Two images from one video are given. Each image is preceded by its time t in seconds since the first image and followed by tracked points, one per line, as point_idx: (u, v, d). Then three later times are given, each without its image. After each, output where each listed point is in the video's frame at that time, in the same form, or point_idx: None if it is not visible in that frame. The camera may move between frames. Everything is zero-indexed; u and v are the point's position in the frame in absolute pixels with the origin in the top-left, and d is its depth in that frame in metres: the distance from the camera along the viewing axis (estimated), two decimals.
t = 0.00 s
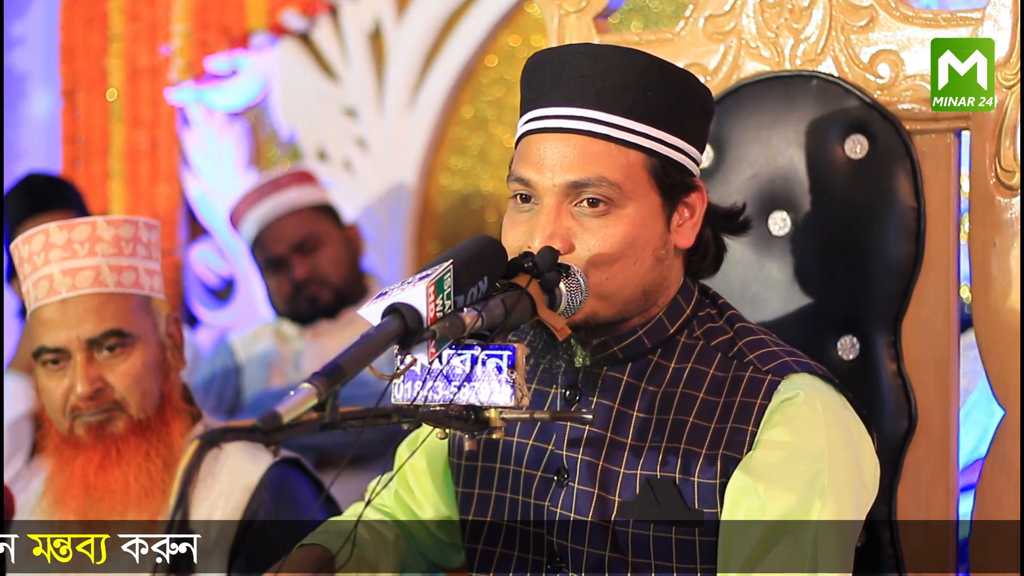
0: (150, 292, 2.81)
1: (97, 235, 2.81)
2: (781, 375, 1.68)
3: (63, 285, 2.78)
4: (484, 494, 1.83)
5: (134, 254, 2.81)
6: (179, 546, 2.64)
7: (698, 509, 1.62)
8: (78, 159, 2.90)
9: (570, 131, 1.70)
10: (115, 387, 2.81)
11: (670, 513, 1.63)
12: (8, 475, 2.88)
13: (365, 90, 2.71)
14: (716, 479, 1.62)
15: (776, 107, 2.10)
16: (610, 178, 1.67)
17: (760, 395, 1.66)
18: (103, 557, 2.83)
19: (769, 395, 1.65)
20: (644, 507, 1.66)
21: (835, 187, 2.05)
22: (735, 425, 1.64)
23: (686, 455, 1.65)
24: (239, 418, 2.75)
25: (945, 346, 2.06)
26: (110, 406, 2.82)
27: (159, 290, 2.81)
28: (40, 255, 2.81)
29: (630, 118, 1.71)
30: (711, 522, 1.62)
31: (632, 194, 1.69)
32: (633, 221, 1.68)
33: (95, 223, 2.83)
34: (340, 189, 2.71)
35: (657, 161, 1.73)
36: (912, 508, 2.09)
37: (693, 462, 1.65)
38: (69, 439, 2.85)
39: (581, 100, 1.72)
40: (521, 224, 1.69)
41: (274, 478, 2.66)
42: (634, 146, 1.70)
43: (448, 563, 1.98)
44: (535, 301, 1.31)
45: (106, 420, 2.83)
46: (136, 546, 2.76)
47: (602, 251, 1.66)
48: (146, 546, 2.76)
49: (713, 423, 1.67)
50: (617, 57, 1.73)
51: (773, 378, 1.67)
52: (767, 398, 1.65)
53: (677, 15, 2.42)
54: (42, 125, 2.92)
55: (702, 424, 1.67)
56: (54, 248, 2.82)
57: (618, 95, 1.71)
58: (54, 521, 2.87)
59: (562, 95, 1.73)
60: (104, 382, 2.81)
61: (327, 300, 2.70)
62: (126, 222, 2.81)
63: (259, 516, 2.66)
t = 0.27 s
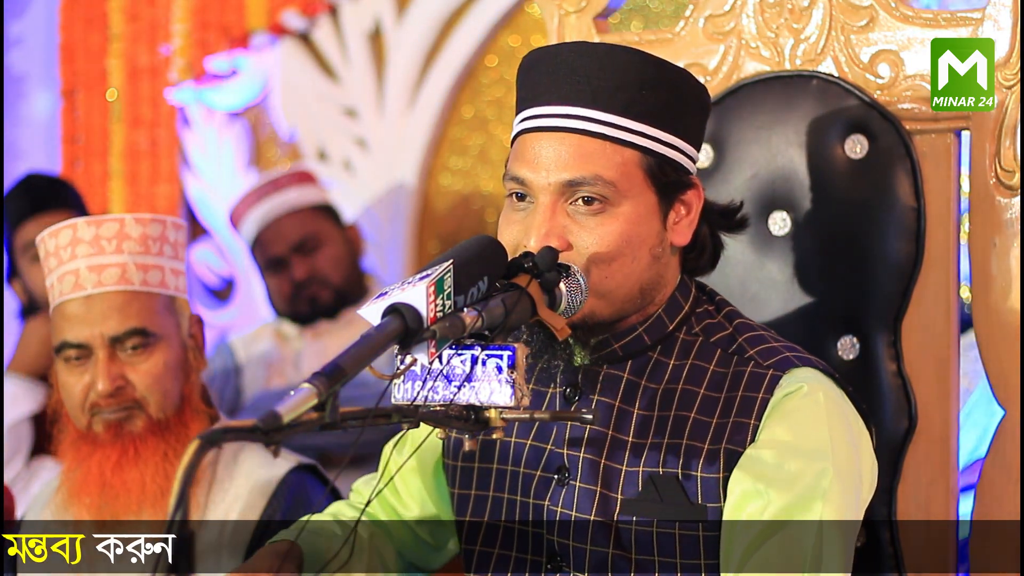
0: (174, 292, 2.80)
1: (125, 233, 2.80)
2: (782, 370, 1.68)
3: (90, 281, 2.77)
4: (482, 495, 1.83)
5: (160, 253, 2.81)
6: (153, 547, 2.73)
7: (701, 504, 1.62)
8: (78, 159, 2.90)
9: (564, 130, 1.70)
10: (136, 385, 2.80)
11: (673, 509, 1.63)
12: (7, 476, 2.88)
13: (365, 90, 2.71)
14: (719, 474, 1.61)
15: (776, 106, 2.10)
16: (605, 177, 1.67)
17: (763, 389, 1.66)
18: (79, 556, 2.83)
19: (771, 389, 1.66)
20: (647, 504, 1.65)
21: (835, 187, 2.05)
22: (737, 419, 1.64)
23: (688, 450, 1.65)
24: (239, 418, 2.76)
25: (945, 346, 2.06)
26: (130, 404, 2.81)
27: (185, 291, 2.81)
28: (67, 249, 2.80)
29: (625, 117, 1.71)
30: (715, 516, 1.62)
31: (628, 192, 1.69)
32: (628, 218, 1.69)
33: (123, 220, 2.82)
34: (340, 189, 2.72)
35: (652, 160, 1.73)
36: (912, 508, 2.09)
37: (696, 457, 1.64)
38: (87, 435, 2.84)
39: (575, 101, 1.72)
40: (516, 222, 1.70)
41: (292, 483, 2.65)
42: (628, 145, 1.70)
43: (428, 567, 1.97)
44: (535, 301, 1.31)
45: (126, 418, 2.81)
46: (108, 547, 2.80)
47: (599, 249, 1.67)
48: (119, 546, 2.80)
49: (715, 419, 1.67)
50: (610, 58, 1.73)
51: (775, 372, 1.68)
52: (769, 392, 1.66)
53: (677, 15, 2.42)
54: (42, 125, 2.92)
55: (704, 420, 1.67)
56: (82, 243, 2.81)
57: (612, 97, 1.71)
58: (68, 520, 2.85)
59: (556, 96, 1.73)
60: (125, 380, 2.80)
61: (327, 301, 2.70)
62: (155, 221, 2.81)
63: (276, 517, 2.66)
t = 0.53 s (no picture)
0: (197, 293, 2.76)
1: (150, 232, 2.73)
2: (783, 364, 1.68)
3: (112, 280, 2.72)
4: (480, 495, 1.83)
5: (185, 254, 2.75)
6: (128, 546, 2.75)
7: (705, 497, 1.62)
8: (78, 159, 2.90)
9: (556, 126, 1.70)
10: (156, 384, 2.76)
11: (677, 504, 1.63)
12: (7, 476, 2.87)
13: (365, 89, 2.71)
14: (722, 466, 1.62)
15: (776, 106, 2.09)
16: (598, 171, 1.67)
17: (764, 381, 1.66)
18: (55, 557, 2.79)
19: (773, 381, 1.66)
20: (651, 499, 1.65)
21: (835, 187, 2.05)
22: (738, 411, 1.64)
23: (690, 445, 1.66)
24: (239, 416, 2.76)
25: (945, 347, 2.06)
26: (148, 404, 2.78)
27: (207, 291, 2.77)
28: (91, 247, 2.73)
29: (617, 112, 1.71)
30: (718, 508, 1.62)
31: (621, 185, 1.69)
32: (623, 212, 1.69)
33: (148, 219, 2.74)
34: (340, 189, 2.72)
35: (644, 154, 1.73)
36: (912, 508, 2.09)
37: (698, 452, 1.65)
38: (102, 433, 2.81)
39: (567, 96, 1.72)
40: (510, 220, 1.69)
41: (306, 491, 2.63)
42: (621, 139, 1.70)
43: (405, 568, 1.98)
44: (535, 301, 1.31)
45: (144, 418, 2.78)
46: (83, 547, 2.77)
47: (595, 243, 1.67)
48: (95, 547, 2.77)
49: (717, 412, 1.67)
50: (601, 53, 1.74)
51: (775, 366, 1.68)
52: (770, 384, 1.65)
53: (678, 16, 2.42)
54: (42, 125, 2.92)
55: (705, 413, 1.68)
56: (106, 241, 2.73)
57: (605, 89, 1.71)
58: (80, 519, 2.83)
59: (548, 92, 1.74)
60: (143, 380, 2.76)
61: (327, 301, 2.70)
62: (180, 222, 2.75)
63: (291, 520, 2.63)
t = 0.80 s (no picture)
0: (210, 294, 2.75)
1: (165, 232, 2.73)
2: (782, 358, 1.68)
3: (127, 278, 2.72)
4: (478, 495, 1.82)
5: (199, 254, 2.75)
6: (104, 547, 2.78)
7: (705, 491, 1.64)
8: (78, 159, 2.90)
9: (551, 127, 1.70)
10: (166, 384, 2.75)
11: (678, 498, 1.64)
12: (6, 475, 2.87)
13: (365, 89, 2.71)
14: (722, 459, 1.63)
15: (776, 106, 2.09)
16: (595, 171, 1.67)
17: (763, 374, 1.66)
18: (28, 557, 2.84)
19: (771, 375, 1.65)
20: (652, 495, 1.65)
21: (835, 187, 2.05)
22: (738, 404, 1.65)
23: (691, 439, 1.66)
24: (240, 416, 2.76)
25: (945, 346, 2.06)
26: (158, 404, 2.76)
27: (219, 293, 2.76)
28: (107, 245, 2.74)
29: (611, 111, 1.72)
30: (718, 500, 1.63)
31: (619, 185, 1.70)
32: (621, 211, 1.69)
33: (164, 219, 2.75)
34: (340, 189, 2.72)
35: (640, 153, 1.73)
36: (911, 507, 2.09)
37: (699, 450, 1.65)
38: (111, 432, 2.80)
39: (558, 95, 1.72)
40: (507, 223, 1.69)
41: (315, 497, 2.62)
42: (617, 138, 1.71)
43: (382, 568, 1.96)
44: (535, 301, 1.31)
45: (153, 418, 2.77)
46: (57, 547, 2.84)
47: (596, 243, 1.67)
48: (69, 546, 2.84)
49: (717, 407, 1.68)
50: (592, 52, 1.73)
51: (774, 360, 1.68)
52: (769, 377, 1.65)
53: (678, 15, 2.42)
54: (42, 125, 2.92)
55: (705, 408, 1.68)
56: (122, 239, 2.74)
57: (599, 87, 1.71)
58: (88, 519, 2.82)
59: (541, 92, 1.73)
60: (155, 379, 2.76)
61: (327, 301, 2.70)
62: (196, 223, 2.76)
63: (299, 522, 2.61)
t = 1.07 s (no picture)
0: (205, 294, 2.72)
1: (160, 232, 2.63)
2: (778, 347, 1.68)
3: (121, 278, 2.63)
4: (476, 497, 1.82)
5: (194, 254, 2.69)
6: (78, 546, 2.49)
7: (710, 484, 1.63)
8: (77, 159, 2.90)
9: (549, 128, 1.70)
10: (161, 383, 2.70)
11: (683, 492, 1.64)
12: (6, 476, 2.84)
13: (365, 90, 2.71)
14: (728, 450, 1.63)
15: (776, 106, 2.10)
16: (595, 170, 1.68)
17: (760, 363, 1.66)
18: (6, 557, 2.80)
19: (769, 361, 1.66)
20: (655, 490, 1.66)
21: (835, 187, 2.05)
22: (738, 395, 1.65)
23: (693, 433, 1.66)
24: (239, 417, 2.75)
25: (945, 346, 2.06)
26: (152, 404, 2.69)
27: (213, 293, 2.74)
28: (99, 244, 2.62)
29: (610, 111, 1.72)
30: (723, 494, 1.63)
31: (619, 183, 1.70)
32: (622, 209, 1.69)
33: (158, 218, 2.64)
34: (340, 189, 2.72)
35: (637, 152, 1.74)
36: (911, 507, 2.09)
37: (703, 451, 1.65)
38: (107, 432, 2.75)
39: (552, 95, 1.71)
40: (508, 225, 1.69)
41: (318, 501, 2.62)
42: (616, 137, 1.71)
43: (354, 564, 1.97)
44: (535, 301, 1.31)
45: (147, 418, 2.69)
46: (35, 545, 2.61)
47: (599, 241, 1.67)
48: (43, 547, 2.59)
49: (717, 400, 1.68)
50: (588, 51, 1.73)
51: (771, 349, 1.68)
52: (767, 364, 1.65)
53: (678, 16, 2.42)
54: (41, 125, 2.91)
55: (705, 402, 1.68)
56: (116, 239, 2.62)
57: (597, 88, 1.71)
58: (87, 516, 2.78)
59: (537, 92, 1.73)
60: (149, 378, 2.69)
61: (327, 300, 2.70)
62: (190, 222, 2.66)
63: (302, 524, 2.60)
